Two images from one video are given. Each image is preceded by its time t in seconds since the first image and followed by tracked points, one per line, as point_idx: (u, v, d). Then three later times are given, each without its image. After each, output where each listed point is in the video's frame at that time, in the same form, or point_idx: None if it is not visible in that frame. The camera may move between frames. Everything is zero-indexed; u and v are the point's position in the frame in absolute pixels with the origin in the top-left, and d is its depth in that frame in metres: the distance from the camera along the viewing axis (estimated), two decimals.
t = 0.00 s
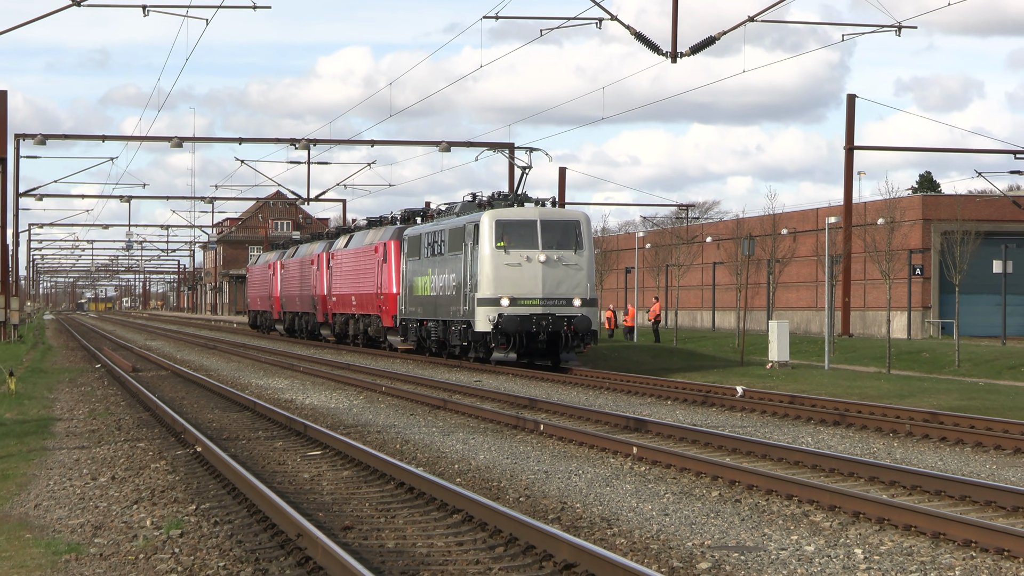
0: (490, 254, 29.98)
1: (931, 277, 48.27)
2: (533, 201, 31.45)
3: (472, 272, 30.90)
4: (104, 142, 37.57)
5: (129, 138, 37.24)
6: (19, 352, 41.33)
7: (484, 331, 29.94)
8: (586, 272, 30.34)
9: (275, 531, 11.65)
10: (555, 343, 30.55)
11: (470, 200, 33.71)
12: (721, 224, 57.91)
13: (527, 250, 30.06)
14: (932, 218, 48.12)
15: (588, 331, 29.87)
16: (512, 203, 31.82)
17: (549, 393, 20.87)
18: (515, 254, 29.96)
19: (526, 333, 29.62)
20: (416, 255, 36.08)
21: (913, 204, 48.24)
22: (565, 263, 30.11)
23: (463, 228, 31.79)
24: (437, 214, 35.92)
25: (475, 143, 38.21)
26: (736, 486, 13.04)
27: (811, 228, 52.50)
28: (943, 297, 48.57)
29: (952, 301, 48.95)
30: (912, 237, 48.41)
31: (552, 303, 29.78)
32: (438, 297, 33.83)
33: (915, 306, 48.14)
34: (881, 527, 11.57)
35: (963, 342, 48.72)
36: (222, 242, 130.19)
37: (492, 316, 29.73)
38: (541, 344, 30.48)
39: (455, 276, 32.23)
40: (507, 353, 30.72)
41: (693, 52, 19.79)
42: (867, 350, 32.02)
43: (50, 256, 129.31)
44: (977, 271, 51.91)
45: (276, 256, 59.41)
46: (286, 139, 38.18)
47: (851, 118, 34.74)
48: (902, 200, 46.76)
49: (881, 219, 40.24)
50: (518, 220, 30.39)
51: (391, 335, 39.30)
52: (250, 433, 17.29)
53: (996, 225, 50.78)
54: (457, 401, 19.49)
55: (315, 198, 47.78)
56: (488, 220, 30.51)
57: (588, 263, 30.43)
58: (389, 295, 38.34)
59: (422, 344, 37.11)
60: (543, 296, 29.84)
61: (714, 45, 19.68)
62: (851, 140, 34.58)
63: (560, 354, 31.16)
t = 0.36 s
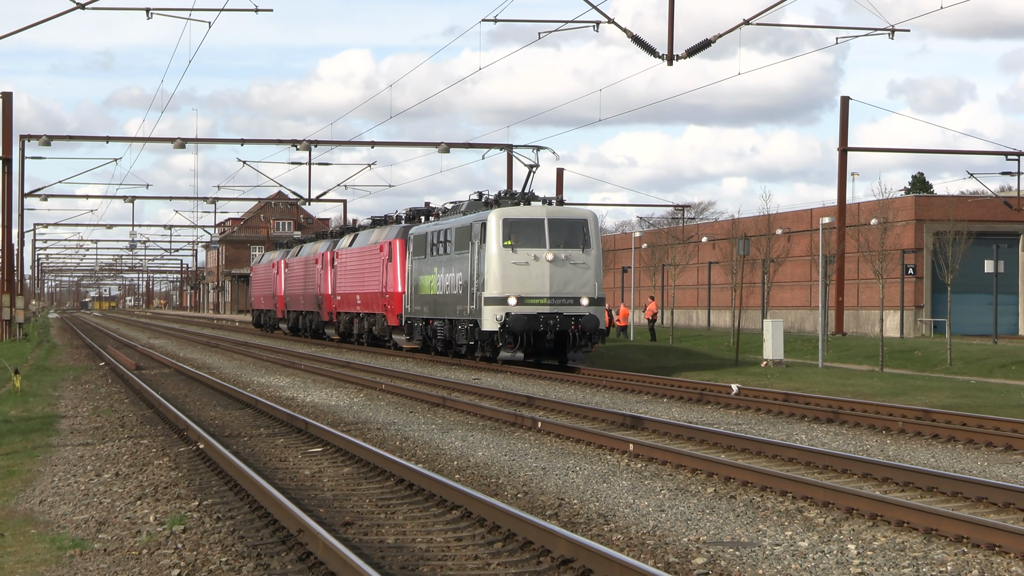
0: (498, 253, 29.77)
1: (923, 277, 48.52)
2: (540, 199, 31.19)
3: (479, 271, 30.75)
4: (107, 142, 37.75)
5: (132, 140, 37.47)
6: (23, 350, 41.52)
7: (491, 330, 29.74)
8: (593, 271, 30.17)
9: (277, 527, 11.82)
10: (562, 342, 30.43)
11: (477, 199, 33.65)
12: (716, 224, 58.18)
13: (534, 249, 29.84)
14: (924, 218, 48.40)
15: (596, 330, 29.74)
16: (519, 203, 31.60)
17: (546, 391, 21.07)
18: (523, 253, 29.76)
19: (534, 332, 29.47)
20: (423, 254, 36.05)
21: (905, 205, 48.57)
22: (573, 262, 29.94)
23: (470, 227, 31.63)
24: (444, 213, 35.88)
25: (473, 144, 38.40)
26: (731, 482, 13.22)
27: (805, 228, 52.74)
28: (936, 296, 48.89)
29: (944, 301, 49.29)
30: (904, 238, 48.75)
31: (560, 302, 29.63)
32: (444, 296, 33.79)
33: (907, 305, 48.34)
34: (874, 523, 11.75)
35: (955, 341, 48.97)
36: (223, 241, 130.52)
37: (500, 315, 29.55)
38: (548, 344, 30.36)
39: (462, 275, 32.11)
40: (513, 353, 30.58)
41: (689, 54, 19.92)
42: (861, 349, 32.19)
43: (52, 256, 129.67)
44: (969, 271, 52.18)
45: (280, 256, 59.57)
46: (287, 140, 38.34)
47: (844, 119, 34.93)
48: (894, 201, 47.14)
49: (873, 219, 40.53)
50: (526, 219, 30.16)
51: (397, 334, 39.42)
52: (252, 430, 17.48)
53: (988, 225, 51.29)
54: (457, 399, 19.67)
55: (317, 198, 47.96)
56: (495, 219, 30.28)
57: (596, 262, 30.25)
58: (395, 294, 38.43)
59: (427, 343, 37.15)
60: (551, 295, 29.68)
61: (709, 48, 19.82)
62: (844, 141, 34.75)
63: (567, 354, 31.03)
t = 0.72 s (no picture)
0: (506, 251, 29.45)
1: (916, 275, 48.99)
2: (548, 197, 30.86)
3: (486, 270, 30.46)
4: (109, 143, 37.96)
5: (134, 141, 37.69)
6: (28, 348, 41.76)
7: (499, 329, 29.49)
8: (601, 269, 29.92)
9: (279, 523, 12.00)
10: (572, 341, 30.10)
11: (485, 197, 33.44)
12: (712, 224, 58.39)
13: (542, 247, 29.57)
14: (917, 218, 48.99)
15: (605, 329, 29.40)
16: (527, 200, 31.07)
17: (545, 388, 21.25)
18: (531, 252, 29.48)
19: (542, 331, 29.14)
20: (429, 252, 35.93)
21: (898, 205, 49.04)
22: (581, 260, 29.65)
23: (478, 224, 31.31)
24: (450, 211, 35.77)
25: (472, 145, 38.59)
26: (727, 478, 13.39)
27: (800, 227, 52.97)
28: (929, 294, 49.39)
29: (937, 299, 49.73)
30: (897, 237, 49.30)
31: (568, 301, 29.35)
32: (451, 295, 33.62)
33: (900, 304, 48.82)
34: (868, 518, 11.92)
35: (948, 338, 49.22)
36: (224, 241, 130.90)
37: (508, 314, 29.24)
38: (557, 342, 30.05)
39: (470, 274, 31.86)
40: (522, 352, 30.31)
41: (685, 56, 20.07)
42: (854, 347, 32.34)
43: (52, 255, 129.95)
44: (962, 269, 52.45)
45: (283, 255, 59.75)
46: (288, 140, 38.52)
47: (838, 120, 35.10)
48: (888, 200, 47.62)
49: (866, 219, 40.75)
50: (534, 217, 29.90)
51: (402, 332, 39.49)
52: (254, 427, 17.66)
53: (980, 225, 52.03)
54: (456, 396, 19.85)
55: (320, 198, 48.14)
56: (503, 216, 29.97)
57: (604, 260, 30.00)
58: (400, 293, 38.47)
59: (434, 342, 37.10)
60: (559, 293, 29.40)
61: (705, 50, 19.95)
62: (838, 142, 34.92)
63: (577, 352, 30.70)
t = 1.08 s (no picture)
0: (513, 250, 29.16)
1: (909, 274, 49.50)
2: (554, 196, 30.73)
3: (493, 269, 30.17)
4: (111, 144, 38.17)
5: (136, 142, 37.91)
6: (31, 347, 41.96)
7: (506, 329, 29.12)
8: (609, 268, 29.68)
9: (279, 519, 12.16)
10: (580, 340, 29.70)
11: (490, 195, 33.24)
12: (707, 223, 58.63)
13: (550, 246, 29.31)
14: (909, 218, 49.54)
15: (613, 328, 29.00)
16: (534, 198, 30.92)
17: (542, 386, 21.43)
18: (539, 250, 29.20)
19: (550, 330, 28.75)
20: (435, 251, 35.70)
21: (891, 205, 49.49)
22: (589, 259, 29.39)
23: (484, 223, 31.05)
24: (456, 210, 35.52)
25: (471, 145, 38.76)
26: (722, 475, 13.57)
27: (794, 227, 53.20)
28: (921, 293, 49.86)
29: (929, 298, 50.21)
30: (890, 236, 49.76)
31: (576, 300, 29.05)
32: (457, 293, 33.33)
33: (893, 302, 49.30)
34: (861, 514, 12.10)
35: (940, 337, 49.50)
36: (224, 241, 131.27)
37: (515, 313, 28.93)
38: (565, 342, 29.67)
39: (476, 273, 31.56)
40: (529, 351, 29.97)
41: (680, 58, 20.21)
42: (848, 345, 32.50)
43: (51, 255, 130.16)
44: (954, 269, 52.77)
45: (287, 255, 59.94)
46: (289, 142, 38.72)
47: (832, 122, 35.29)
48: (880, 200, 48.07)
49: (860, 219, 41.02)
50: (541, 216, 29.63)
51: (407, 331, 39.55)
52: (255, 425, 17.84)
53: (971, 225, 52.42)
54: (455, 394, 20.03)
55: (323, 197, 48.30)
56: (509, 215, 29.67)
57: (612, 259, 29.76)
58: (405, 292, 38.46)
59: (439, 341, 36.85)
60: (567, 292, 29.13)
61: (700, 52, 20.09)
62: (832, 143, 35.10)
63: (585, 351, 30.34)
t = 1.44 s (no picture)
0: (521, 249, 28.87)
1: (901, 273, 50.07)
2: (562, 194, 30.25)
3: (501, 267, 29.89)
4: (113, 145, 38.40)
5: (138, 143, 38.12)
6: (35, 346, 42.16)
7: (514, 327, 28.94)
8: (618, 266, 29.32)
9: (280, 516, 12.33)
10: (588, 340, 29.50)
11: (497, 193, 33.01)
12: (702, 223, 58.81)
13: (558, 244, 28.99)
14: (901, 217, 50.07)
15: (622, 327, 28.76)
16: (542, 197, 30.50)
17: (539, 384, 21.62)
18: (546, 249, 28.90)
19: (558, 329, 28.60)
20: (441, 250, 35.60)
21: (883, 204, 49.94)
22: (598, 257, 29.08)
23: (492, 222, 30.74)
24: (462, 208, 35.34)
25: (470, 146, 38.94)
26: (717, 471, 13.75)
27: (787, 227, 53.40)
28: (913, 292, 50.37)
29: (921, 296, 50.76)
30: (883, 236, 50.14)
31: (584, 299, 28.80)
32: (464, 293, 33.17)
33: (885, 301, 49.87)
34: (854, 509, 12.27)
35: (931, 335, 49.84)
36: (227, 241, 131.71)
37: (523, 312, 28.69)
38: (574, 341, 29.48)
39: (484, 272, 31.32)
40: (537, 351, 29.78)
41: (676, 60, 20.33)
42: (841, 343, 32.70)
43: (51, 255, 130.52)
44: (945, 267, 53.07)
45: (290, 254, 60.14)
46: (290, 143, 38.89)
47: (825, 123, 35.47)
48: (873, 200, 48.44)
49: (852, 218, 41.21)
50: (549, 214, 29.25)
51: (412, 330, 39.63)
52: (257, 422, 18.01)
53: (962, 224, 52.72)
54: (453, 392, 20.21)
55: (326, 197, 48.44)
56: (517, 213, 29.34)
57: (621, 258, 29.38)
58: (411, 291, 38.45)
59: (445, 341, 36.72)
60: (575, 291, 28.86)
61: (696, 54, 20.22)
62: (826, 143, 35.28)
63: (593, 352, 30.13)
